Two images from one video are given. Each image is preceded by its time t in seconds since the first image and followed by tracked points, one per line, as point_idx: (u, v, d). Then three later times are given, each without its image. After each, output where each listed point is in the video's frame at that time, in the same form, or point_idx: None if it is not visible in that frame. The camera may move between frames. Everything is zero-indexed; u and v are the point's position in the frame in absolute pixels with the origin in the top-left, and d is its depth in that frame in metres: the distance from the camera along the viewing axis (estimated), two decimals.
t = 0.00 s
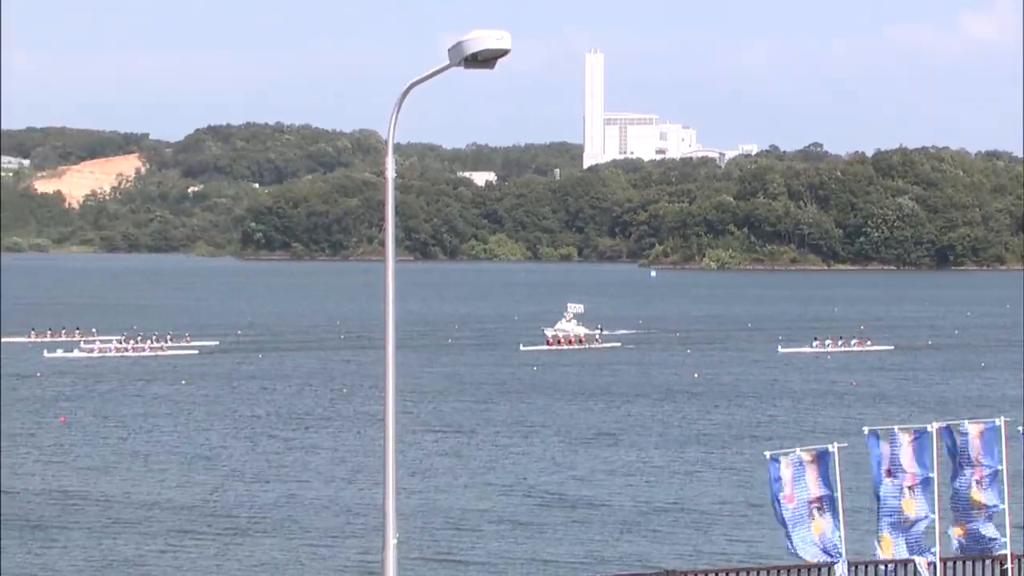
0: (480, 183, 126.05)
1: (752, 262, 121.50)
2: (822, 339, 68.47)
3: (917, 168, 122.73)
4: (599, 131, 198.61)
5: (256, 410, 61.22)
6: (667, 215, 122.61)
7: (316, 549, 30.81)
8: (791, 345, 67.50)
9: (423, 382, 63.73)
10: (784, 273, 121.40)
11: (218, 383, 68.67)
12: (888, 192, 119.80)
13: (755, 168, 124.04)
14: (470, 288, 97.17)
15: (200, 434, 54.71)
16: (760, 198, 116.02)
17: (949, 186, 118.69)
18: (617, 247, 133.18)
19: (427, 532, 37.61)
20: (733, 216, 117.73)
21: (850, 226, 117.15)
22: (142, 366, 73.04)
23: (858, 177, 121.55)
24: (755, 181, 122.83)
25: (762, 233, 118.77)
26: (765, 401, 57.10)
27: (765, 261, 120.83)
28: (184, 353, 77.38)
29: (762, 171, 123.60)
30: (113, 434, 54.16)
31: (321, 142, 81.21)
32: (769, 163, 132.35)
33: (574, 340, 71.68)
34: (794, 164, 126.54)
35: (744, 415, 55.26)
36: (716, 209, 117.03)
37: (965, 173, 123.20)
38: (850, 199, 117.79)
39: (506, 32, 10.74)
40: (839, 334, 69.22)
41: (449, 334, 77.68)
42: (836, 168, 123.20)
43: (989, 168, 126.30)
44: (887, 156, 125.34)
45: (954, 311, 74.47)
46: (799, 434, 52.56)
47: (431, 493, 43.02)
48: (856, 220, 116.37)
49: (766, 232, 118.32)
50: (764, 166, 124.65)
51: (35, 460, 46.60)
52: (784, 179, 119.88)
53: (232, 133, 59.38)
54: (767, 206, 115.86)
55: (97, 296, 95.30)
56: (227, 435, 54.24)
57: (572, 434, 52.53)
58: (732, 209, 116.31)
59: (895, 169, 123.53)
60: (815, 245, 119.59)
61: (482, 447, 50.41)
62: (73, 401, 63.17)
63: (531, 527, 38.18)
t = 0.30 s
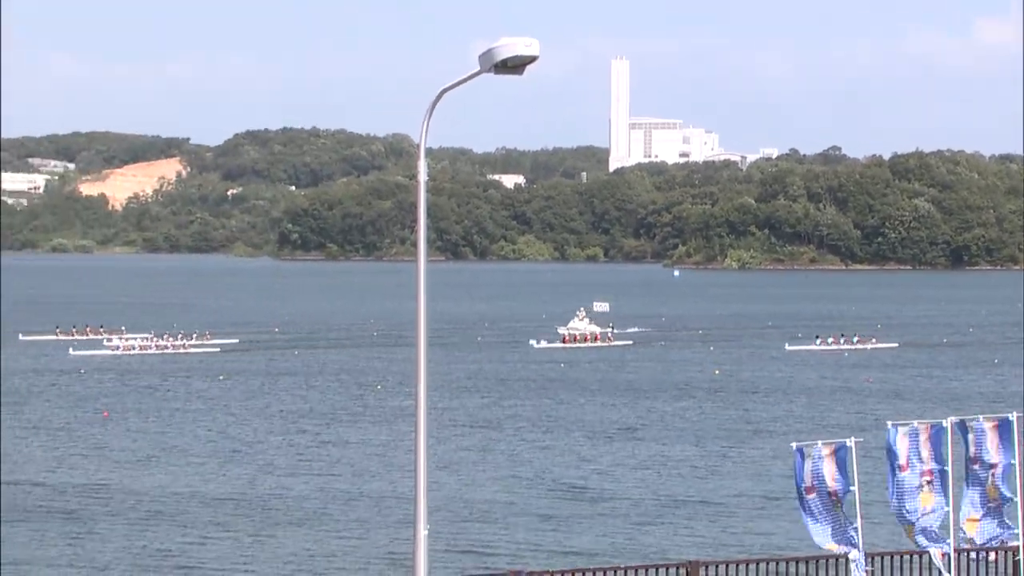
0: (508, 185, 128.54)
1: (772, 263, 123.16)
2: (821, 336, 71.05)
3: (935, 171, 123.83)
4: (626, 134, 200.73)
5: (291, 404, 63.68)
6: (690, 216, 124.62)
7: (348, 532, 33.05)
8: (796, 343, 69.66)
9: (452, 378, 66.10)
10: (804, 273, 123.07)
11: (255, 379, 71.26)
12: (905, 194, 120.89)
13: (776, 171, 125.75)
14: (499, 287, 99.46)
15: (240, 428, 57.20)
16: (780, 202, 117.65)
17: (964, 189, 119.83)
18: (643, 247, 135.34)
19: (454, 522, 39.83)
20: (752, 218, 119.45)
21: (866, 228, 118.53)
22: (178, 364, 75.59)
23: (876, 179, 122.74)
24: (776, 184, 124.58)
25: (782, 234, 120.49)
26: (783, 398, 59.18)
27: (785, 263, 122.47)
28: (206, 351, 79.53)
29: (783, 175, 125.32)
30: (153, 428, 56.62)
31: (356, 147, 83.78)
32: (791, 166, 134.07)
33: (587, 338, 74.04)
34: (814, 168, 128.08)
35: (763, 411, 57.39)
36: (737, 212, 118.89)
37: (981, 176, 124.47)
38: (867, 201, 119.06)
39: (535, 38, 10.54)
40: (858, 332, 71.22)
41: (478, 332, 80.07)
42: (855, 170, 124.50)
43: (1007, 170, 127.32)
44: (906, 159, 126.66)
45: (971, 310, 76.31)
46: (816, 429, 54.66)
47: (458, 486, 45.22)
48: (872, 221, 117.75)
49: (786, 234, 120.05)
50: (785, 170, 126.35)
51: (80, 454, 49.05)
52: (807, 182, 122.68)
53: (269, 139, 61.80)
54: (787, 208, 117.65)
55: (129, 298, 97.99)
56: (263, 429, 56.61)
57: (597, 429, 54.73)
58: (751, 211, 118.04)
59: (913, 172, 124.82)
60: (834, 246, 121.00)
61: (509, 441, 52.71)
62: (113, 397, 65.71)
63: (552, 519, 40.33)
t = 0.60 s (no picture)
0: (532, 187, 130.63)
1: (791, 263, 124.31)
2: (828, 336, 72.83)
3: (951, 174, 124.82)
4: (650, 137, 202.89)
5: (323, 400, 65.91)
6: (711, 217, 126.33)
7: (383, 512, 35.18)
8: (799, 341, 71.92)
9: (480, 374, 68.27)
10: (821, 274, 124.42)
11: (290, 375, 73.62)
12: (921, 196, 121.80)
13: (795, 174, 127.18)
14: (526, 287, 101.66)
15: (276, 422, 59.48)
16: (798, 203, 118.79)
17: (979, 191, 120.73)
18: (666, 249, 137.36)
19: (481, 510, 42.06)
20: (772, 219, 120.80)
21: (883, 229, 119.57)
22: (214, 361, 77.89)
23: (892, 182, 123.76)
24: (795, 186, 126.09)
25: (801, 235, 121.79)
26: (802, 394, 61.11)
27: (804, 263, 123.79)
28: (227, 349, 81.60)
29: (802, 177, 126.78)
30: (190, 422, 58.98)
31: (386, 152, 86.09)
32: (810, 168, 135.63)
33: (601, 336, 76.38)
34: (833, 171, 129.40)
35: (782, 406, 59.35)
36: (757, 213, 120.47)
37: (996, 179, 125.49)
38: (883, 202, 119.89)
39: (561, 47, 11.22)
40: (876, 330, 73.07)
41: (505, 330, 82.29)
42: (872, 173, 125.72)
43: None
44: (922, 162, 127.74)
45: (987, 309, 78.06)
46: (833, 422, 56.59)
47: (485, 479, 47.41)
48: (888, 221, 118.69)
49: (805, 235, 121.34)
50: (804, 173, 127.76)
51: (121, 447, 51.43)
52: (825, 185, 123.92)
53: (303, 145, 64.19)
54: (806, 210, 118.98)
55: (160, 300, 100.55)
56: (296, 423, 58.93)
57: (619, 424, 56.78)
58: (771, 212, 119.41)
59: (929, 174, 125.84)
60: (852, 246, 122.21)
61: (534, 435, 54.84)
62: (151, 392, 68.15)
63: (575, 508, 42.43)
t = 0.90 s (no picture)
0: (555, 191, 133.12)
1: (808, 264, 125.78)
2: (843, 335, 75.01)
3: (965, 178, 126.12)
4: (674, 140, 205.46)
5: (355, 397, 68.51)
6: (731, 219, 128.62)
7: (413, 504, 37.51)
8: (805, 340, 74.16)
9: (506, 372, 70.73)
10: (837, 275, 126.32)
11: (323, 373, 76.27)
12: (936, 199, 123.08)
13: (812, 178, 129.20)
14: (551, 287, 104.12)
15: (310, 418, 62.07)
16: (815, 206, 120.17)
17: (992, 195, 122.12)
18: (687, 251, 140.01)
19: (506, 504, 44.34)
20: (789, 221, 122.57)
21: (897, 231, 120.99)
22: (249, 358, 80.62)
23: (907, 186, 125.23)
24: (812, 190, 128.14)
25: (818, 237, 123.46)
26: (818, 392, 63.31)
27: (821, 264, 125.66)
28: (244, 346, 84.26)
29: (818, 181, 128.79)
30: (228, 418, 61.63)
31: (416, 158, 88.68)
32: (826, 173, 137.70)
33: (616, 335, 78.86)
34: (849, 175, 131.28)
35: (799, 403, 61.59)
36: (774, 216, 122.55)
37: (1009, 184, 126.97)
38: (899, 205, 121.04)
39: (585, 55, 11.46)
40: (893, 330, 75.19)
41: (531, 329, 84.80)
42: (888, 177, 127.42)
43: None
44: (937, 167, 129.22)
45: (1002, 310, 80.02)
46: (849, 419, 58.79)
47: (510, 473, 49.79)
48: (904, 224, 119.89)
49: (822, 237, 123.01)
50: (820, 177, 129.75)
51: (161, 442, 53.99)
52: (842, 189, 125.61)
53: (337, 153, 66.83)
54: (823, 213, 120.22)
55: (192, 300, 103.27)
56: (328, 419, 61.52)
57: (640, 421, 59.14)
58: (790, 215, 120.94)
59: (943, 178, 127.29)
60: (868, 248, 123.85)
61: (558, 432, 57.23)
62: (188, 389, 70.75)
63: (596, 502, 44.74)
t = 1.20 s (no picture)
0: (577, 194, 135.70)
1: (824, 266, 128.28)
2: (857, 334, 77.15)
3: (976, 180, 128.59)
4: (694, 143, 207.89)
5: (384, 394, 70.97)
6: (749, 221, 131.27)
7: (441, 498, 39.77)
8: (809, 339, 76.36)
9: (529, 369, 73.07)
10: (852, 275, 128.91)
11: (353, 370, 78.81)
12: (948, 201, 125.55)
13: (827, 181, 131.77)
14: (574, 287, 106.66)
15: (340, 414, 64.52)
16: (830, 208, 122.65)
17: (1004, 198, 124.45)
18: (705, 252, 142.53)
19: (528, 497, 46.61)
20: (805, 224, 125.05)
21: (911, 234, 123.31)
22: (281, 357, 83.18)
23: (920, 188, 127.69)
24: (827, 192, 130.68)
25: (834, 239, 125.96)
26: (832, 390, 65.46)
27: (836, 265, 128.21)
28: (264, 344, 86.78)
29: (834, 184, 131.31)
30: (261, 414, 64.13)
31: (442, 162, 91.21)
32: (842, 176, 140.24)
33: (626, 334, 81.30)
34: (863, 178, 133.74)
35: (813, 400, 63.74)
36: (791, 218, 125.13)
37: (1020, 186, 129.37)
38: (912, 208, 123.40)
39: (609, 59, 11.16)
40: (907, 329, 77.33)
41: (553, 328, 87.22)
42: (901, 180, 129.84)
43: None
44: (949, 169, 131.71)
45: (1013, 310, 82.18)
46: (862, 416, 60.96)
47: (532, 468, 52.04)
48: (917, 227, 122.30)
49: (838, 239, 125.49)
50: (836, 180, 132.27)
51: (199, 438, 56.46)
52: (857, 191, 128.00)
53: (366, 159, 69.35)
54: (839, 216, 122.57)
55: (222, 300, 105.85)
56: (358, 415, 63.94)
57: (658, 418, 61.34)
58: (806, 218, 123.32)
59: (956, 180, 129.77)
60: (882, 250, 126.36)
61: (578, 428, 59.50)
62: (222, 386, 73.25)
63: (616, 496, 46.98)
